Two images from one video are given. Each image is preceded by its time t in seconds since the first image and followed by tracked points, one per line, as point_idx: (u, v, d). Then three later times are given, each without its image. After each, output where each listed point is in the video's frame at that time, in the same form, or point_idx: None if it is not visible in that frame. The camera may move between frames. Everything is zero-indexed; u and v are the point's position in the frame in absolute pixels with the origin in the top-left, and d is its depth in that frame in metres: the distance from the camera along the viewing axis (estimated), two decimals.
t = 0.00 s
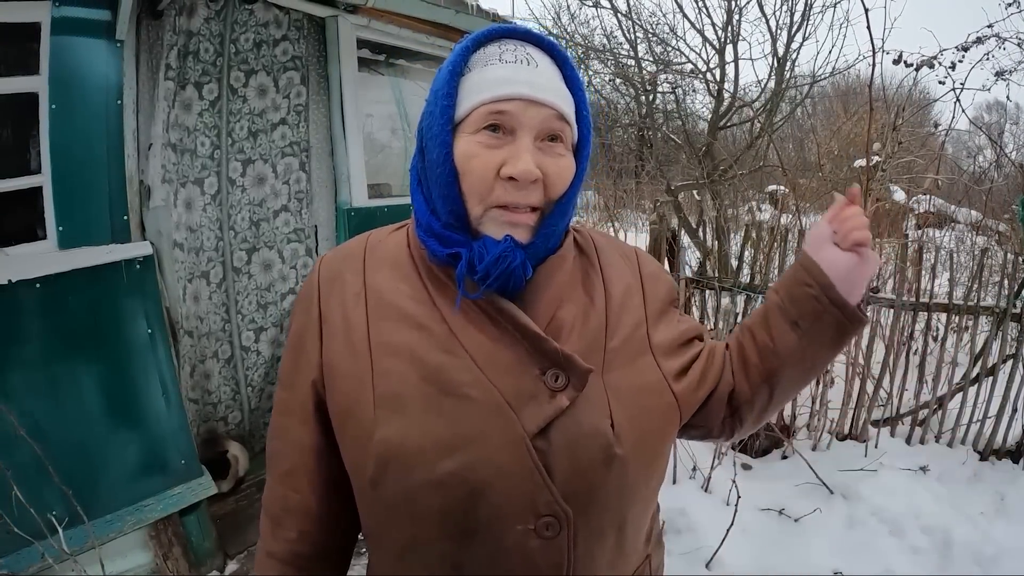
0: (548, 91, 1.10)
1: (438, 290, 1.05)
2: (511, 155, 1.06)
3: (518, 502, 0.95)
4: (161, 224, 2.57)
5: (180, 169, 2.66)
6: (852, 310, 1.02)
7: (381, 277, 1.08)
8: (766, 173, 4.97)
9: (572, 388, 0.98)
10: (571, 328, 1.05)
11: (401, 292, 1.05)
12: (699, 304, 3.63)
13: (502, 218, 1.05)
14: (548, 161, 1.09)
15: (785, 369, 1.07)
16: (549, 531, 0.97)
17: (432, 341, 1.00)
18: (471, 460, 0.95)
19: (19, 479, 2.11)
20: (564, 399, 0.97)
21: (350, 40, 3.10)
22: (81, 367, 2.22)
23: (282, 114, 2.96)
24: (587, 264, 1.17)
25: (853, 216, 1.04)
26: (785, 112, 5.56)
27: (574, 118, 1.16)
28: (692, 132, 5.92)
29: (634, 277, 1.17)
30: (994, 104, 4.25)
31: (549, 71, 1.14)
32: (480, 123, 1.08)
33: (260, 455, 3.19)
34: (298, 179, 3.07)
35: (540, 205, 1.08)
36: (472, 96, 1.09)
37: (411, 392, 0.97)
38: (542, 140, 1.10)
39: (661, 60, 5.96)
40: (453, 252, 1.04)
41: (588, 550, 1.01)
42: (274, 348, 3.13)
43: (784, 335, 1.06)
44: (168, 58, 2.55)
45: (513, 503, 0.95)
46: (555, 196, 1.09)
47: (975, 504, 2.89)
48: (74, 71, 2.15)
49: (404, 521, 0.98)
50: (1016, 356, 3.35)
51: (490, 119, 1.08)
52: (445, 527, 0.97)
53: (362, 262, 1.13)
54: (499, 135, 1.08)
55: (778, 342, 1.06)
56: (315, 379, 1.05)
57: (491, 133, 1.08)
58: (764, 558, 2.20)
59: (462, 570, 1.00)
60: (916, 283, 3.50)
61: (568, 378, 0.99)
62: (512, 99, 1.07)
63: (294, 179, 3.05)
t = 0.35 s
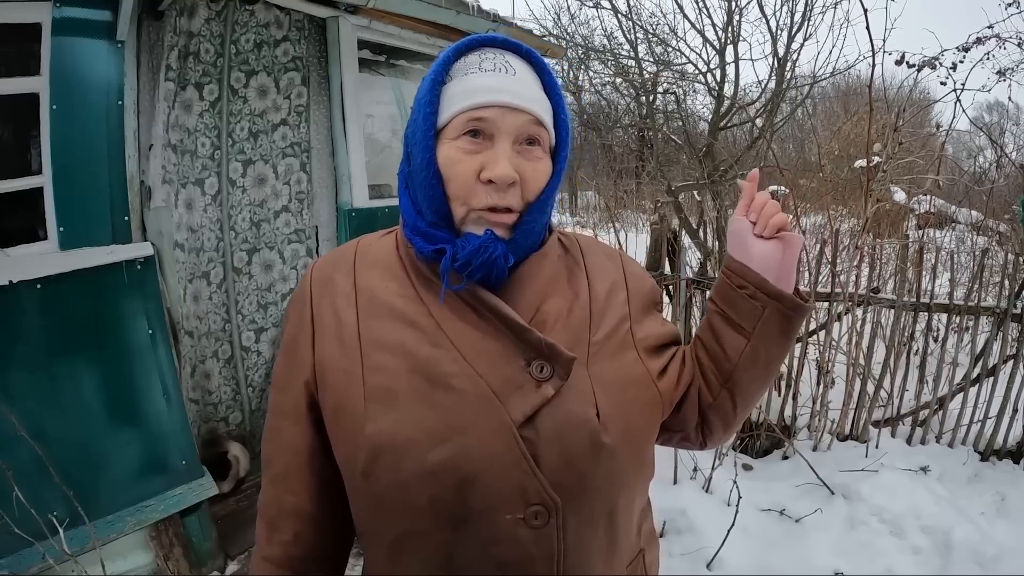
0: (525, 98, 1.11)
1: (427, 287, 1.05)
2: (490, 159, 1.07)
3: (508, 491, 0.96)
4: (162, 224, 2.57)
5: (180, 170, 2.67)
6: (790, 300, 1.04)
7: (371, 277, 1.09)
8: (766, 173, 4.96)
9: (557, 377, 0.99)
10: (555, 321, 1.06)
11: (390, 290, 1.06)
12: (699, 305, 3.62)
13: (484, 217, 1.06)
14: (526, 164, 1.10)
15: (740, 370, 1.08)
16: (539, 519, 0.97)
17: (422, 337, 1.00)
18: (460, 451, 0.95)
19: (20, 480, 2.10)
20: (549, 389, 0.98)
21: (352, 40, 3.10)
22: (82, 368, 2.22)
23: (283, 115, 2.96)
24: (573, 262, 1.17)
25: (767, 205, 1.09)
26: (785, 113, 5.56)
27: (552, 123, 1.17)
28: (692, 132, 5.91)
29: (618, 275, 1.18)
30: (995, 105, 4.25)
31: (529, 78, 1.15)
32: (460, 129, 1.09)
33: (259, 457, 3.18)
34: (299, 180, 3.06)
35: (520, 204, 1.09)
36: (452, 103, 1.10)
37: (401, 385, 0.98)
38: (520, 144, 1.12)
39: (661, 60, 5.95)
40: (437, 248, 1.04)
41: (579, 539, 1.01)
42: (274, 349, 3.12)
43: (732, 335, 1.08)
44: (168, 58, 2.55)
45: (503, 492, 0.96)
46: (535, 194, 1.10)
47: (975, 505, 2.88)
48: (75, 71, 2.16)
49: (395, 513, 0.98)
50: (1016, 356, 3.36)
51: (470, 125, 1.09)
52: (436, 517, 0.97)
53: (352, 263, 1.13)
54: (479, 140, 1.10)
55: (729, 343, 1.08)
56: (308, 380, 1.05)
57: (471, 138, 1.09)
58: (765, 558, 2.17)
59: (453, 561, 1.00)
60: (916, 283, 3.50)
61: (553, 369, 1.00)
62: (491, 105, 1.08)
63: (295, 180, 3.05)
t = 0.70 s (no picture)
0: (510, 96, 1.14)
1: (414, 287, 1.06)
2: (478, 154, 1.09)
3: (490, 488, 0.95)
4: (163, 225, 2.57)
5: (180, 171, 2.66)
6: (779, 316, 1.03)
7: (364, 279, 1.09)
8: (767, 174, 4.96)
9: (539, 381, 0.98)
10: (540, 323, 1.05)
11: (380, 293, 1.06)
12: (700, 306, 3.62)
13: (474, 212, 1.07)
14: (514, 160, 1.11)
15: (723, 380, 1.08)
16: (519, 518, 0.96)
17: (410, 338, 1.00)
18: (445, 448, 0.95)
19: (20, 481, 2.10)
20: (531, 391, 0.97)
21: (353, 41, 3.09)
22: (82, 369, 2.22)
23: (283, 116, 2.96)
24: (561, 263, 1.15)
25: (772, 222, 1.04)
26: (785, 113, 5.57)
27: (537, 121, 1.19)
28: (692, 132, 5.91)
29: (605, 274, 1.16)
30: (995, 106, 4.26)
31: (514, 79, 1.18)
32: (450, 128, 1.11)
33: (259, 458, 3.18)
34: (299, 181, 3.06)
35: (509, 199, 1.09)
36: (441, 104, 1.13)
37: (389, 384, 0.98)
38: (507, 140, 1.13)
39: (661, 61, 5.95)
40: (426, 244, 1.06)
41: (559, 539, 1.00)
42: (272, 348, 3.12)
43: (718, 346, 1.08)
44: (169, 59, 2.55)
45: (486, 488, 0.95)
46: (522, 190, 1.11)
47: (976, 506, 2.88)
48: (76, 72, 2.15)
49: (381, 509, 0.98)
50: (1017, 357, 3.36)
51: (459, 123, 1.11)
52: (418, 513, 0.97)
53: (346, 266, 1.14)
54: (468, 138, 1.11)
55: (715, 352, 1.09)
56: (304, 379, 1.05)
57: (460, 136, 1.11)
58: (766, 559, 2.15)
59: (440, 555, 1.00)
60: (917, 284, 3.50)
61: (535, 372, 0.99)
62: (478, 103, 1.11)
63: (295, 181, 3.04)
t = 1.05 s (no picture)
0: (494, 105, 1.10)
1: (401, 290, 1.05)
2: (460, 165, 1.07)
3: (478, 479, 0.95)
4: (162, 225, 2.56)
5: (179, 171, 2.65)
6: (756, 294, 1.00)
7: (357, 276, 1.08)
8: (768, 174, 4.96)
9: (525, 374, 0.97)
10: (526, 320, 1.04)
11: (373, 292, 1.05)
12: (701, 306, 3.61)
13: (456, 223, 1.06)
14: (496, 170, 1.09)
15: (707, 362, 1.05)
16: (507, 505, 0.96)
17: (400, 336, 1.00)
18: (434, 440, 0.95)
19: (18, 482, 2.09)
20: (517, 384, 0.97)
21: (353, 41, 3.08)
22: (82, 369, 2.21)
23: (283, 116, 2.95)
24: (546, 261, 1.14)
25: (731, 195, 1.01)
26: (786, 114, 5.56)
27: (523, 129, 1.16)
28: (693, 132, 5.91)
29: (590, 268, 1.14)
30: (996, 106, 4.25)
31: (501, 85, 1.15)
32: (433, 138, 1.10)
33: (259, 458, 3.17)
34: (298, 181, 3.05)
35: (492, 209, 1.08)
36: (425, 114, 1.11)
37: (381, 379, 0.97)
38: (490, 150, 1.11)
39: (663, 61, 5.94)
40: (410, 252, 1.05)
41: (547, 527, 1.00)
42: (266, 343, 3.09)
43: (698, 328, 1.05)
44: (168, 59, 2.54)
45: (474, 479, 0.95)
46: (504, 200, 1.09)
47: (978, 506, 2.87)
48: (74, 72, 2.14)
49: (373, 499, 0.98)
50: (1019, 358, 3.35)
51: (442, 133, 1.09)
52: (407, 501, 0.97)
53: (339, 266, 1.12)
54: (451, 148, 1.10)
55: (696, 335, 1.05)
56: (300, 373, 1.04)
57: (443, 147, 1.09)
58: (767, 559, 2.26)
59: (429, 543, 1.00)
60: (919, 284, 3.49)
61: (521, 366, 0.98)
62: (459, 114, 1.08)
63: (294, 181, 3.03)
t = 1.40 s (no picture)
0: (491, 100, 1.11)
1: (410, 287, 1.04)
2: (461, 159, 1.07)
3: (489, 470, 0.95)
4: (162, 225, 2.56)
5: (179, 170, 2.65)
6: (751, 301, 0.98)
7: (362, 275, 1.08)
8: (769, 174, 4.95)
9: (534, 367, 0.97)
10: (532, 312, 1.03)
11: (378, 290, 1.05)
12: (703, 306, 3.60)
13: (462, 213, 1.05)
14: (497, 162, 1.09)
15: (699, 362, 1.04)
16: (519, 495, 0.96)
17: (411, 333, 0.99)
18: (444, 434, 0.94)
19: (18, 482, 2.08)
20: (527, 377, 0.96)
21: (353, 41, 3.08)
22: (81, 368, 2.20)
23: (282, 115, 2.94)
24: (547, 252, 1.13)
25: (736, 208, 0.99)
26: (787, 113, 5.55)
27: (520, 121, 1.15)
28: (694, 132, 5.90)
29: (590, 259, 1.14)
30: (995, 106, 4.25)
31: (496, 82, 1.15)
32: (433, 134, 1.09)
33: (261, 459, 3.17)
34: (298, 181, 3.04)
35: (495, 199, 1.07)
36: (424, 111, 1.10)
37: (390, 375, 0.97)
38: (490, 143, 1.11)
39: (663, 61, 5.93)
40: (418, 246, 1.04)
41: (558, 514, 1.00)
42: (266, 341, 3.09)
43: (693, 327, 1.04)
44: (167, 59, 2.53)
45: (485, 470, 0.95)
46: (507, 191, 1.09)
47: (980, 506, 2.86)
48: (73, 71, 2.14)
49: (385, 493, 0.97)
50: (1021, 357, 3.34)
51: (443, 129, 1.09)
52: (419, 494, 0.96)
53: (344, 267, 1.11)
54: (451, 143, 1.09)
55: (690, 334, 1.04)
56: (309, 374, 1.04)
57: (444, 142, 1.09)
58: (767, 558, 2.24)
59: (442, 535, 0.99)
60: (920, 284, 3.48)
61: (530, 358, 0.97)
62: (458, 109, 1.08)
63: (294, 181, 3.03)
